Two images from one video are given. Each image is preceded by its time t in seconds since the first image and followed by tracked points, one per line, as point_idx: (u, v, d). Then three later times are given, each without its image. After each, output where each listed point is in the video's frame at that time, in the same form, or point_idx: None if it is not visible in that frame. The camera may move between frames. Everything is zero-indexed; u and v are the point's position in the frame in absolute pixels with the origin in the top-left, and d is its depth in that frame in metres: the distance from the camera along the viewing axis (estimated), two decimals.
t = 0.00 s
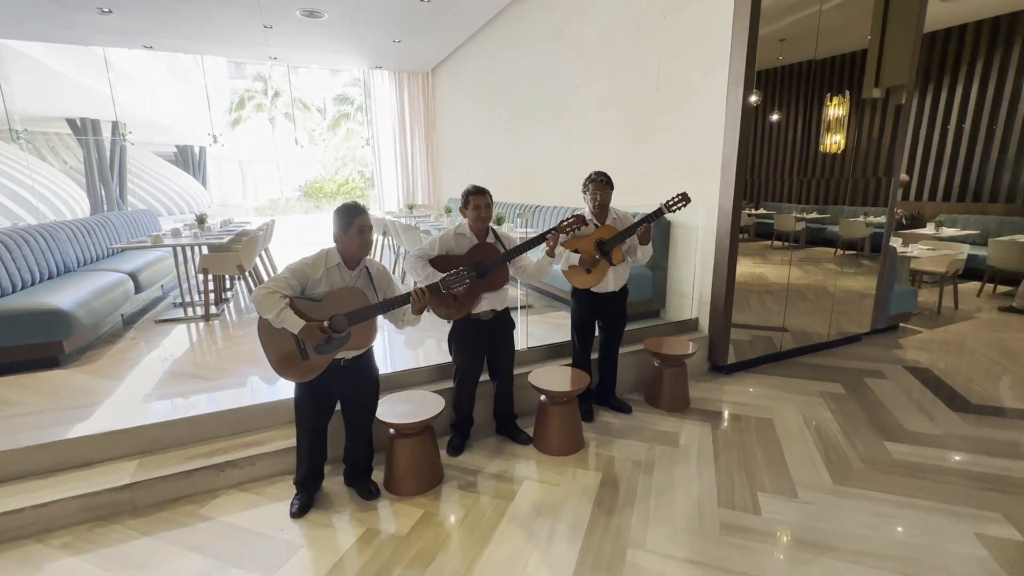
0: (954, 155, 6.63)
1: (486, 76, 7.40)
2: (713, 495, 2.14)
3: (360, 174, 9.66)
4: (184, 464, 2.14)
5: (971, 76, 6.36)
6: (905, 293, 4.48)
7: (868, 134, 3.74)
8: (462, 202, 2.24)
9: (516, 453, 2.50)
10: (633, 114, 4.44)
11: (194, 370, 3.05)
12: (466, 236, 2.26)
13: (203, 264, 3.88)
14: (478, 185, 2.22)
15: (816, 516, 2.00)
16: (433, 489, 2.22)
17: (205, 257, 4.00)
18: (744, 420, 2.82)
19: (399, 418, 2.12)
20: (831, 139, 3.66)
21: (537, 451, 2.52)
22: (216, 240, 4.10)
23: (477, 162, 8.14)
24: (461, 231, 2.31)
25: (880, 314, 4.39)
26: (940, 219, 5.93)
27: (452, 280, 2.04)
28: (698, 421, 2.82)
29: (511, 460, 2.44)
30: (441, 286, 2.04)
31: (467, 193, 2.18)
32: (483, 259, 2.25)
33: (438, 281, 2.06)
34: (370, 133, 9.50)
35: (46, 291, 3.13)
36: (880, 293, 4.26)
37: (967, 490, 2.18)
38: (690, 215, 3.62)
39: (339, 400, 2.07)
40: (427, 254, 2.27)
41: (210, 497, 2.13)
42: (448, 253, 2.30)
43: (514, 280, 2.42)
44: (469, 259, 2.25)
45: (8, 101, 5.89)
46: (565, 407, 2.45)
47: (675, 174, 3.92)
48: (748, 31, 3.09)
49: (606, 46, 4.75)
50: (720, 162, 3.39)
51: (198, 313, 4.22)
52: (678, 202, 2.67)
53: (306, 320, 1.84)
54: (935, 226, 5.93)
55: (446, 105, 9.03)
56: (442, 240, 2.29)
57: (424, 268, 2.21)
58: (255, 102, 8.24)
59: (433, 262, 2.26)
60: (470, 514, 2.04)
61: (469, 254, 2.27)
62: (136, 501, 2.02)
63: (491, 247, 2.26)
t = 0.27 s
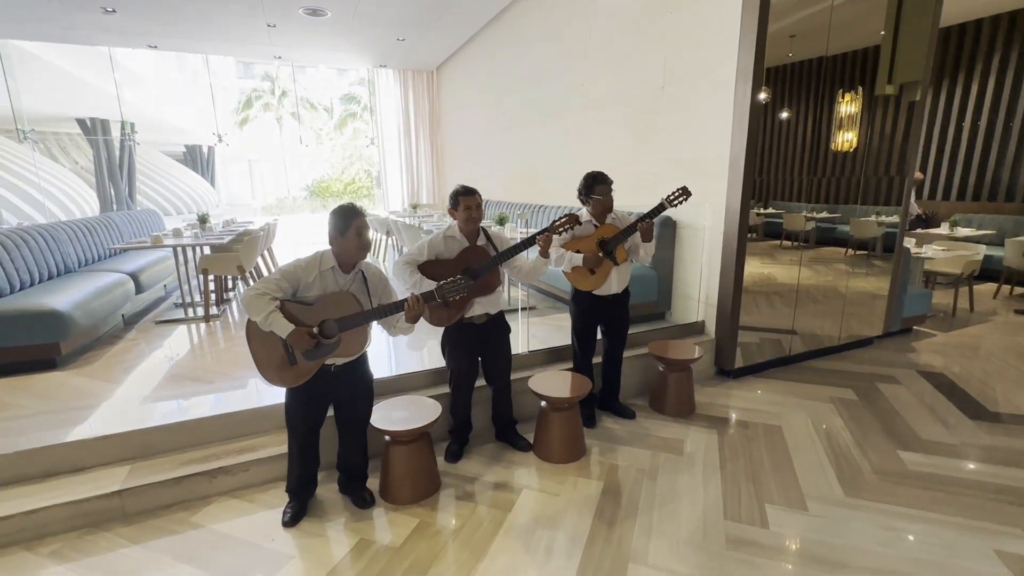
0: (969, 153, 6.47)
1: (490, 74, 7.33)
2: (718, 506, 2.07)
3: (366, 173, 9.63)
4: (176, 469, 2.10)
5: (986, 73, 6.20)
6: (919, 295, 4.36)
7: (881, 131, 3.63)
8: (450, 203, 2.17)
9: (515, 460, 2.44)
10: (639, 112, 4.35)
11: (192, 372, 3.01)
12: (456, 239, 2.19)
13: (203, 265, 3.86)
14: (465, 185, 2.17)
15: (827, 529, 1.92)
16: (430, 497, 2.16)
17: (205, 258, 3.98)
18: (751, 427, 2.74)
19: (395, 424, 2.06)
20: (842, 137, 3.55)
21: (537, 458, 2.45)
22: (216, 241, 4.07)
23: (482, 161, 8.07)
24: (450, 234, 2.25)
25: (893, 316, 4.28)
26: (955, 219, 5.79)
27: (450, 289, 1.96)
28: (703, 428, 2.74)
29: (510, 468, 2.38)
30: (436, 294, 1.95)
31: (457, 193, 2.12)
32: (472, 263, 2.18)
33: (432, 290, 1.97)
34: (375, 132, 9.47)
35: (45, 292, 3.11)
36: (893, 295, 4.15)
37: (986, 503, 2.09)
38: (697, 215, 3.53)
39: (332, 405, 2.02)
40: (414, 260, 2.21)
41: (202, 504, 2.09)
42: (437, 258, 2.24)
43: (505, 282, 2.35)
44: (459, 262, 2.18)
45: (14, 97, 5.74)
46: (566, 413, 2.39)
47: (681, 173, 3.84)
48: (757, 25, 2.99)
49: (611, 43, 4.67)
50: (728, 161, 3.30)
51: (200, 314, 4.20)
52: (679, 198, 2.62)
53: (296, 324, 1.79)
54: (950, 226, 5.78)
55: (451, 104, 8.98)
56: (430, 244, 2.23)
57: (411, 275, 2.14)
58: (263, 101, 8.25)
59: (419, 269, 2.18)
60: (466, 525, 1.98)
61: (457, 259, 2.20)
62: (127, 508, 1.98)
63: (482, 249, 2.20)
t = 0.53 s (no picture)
0: (990, 149, 6.28)
1: (496, 71, 7.28)
2: (721, 513, 2.00)
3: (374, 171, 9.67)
4: (172, 469, 2.09)
5: (1008, 66, 6.00)
6: (935, 295, 4.24)
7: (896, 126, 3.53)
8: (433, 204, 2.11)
9: (514, 464, 2.39)
10: (645, 108, 4.27)
11: (193, 371, 3.01)
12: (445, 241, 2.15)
13: (207, 264, 3.88)
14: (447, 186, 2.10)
15: (834, 540, 1.85)
16: (426, 501, 2.13)
17: (209, 257, 3.98)
18: (758, 431, 2.66)
19: (392, 427, 2.03)
20: (854, 132, 3.45)
21: (537, 462, 2.41)
22: (220, 240, 4.08)
23: (488, 159, 8.02)
24: (435, 237, 2.20)
25: (908, 317, 4.15)
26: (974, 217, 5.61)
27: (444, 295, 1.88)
28: (708, 431, 2.67)
29: (509, 471, 2.33)
30: (432, 299, 1.88)
31: (439, 194, 2.07)
32: (456, 267, 2.13)
33: (427, 294, 1.90)
34: (382, 131, 9.47)
35: (49, 290, 3.13)
36: (908, 295, 4.03)
37: (1004, 514, 2.00)
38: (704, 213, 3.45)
39: (327, 408, 1.99)
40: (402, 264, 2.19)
41: (198, 504, 2.07)
42: (423, 261, 2.20)
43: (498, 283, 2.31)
44: (445, 265, 2.13)
45: (30, 102, 6.10)
46: (568, 417, 2.34)
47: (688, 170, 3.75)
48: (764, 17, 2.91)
49: (617, 38, 4.59)
50: (735, 157, 3.22)
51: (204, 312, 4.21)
52: (682, 195, 2.57)
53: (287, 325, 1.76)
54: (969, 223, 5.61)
55: (457, 101, 8.93)
56: (415, 248, 2.18)
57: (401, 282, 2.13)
58: (275, 100, 8.34)
59: (407, 274, 2.18)
60: (461, 531, 1.94)
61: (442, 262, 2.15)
62: (123, 508, 1.98)
63: (471, 251, 2.15)
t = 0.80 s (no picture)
0: (1009, 143, 6.09)
1: (501, 67, 7.23)
2: (718, 517, 1.95)
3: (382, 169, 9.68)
4: (165, 466, 2.09)
5: None
6: (949, 293, 4.12)
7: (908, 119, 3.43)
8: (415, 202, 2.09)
9: (509, 464, 2.36)
10: (649, 102, 4.20)
11: (192, 367, 3.02)
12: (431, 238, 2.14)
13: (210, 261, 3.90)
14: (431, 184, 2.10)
15: (834, 546, 1.79)
16: (418, 501, 2.11)
17: (211, 253, 4.00)
18: (760, 432, 2.60)
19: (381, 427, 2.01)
20: (863, 126, 3.35)
21: (533, 462, 2.37)
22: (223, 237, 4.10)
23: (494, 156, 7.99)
24: (420, 236, 2.19)
25: (920, 315, 4.05)
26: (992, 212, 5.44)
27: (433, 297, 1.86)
28: (708, 432, 2.62)
29: (502, 471, 2.30)
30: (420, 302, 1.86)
31: (424, 192, 2.05)
32: (443, 266, 2.13)
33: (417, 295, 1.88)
34: (389, 128, 9.48)
35: (53, 287, 3.17)
36: (920, 293, 3.92)
37: (1015, 522, 1.92)
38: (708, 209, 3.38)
39: (317, 406, 1.98)
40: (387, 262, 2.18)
41: (190, 501, 2.08)
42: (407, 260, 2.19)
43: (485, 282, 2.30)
44: (430, 264, 2.12)
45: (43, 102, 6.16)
46: (562, 418, 2.30)
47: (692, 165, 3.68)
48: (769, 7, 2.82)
49: (621, 31, 4.51)
50: (739, 152, 3.14)
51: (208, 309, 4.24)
52: (678, 192, 2.52)
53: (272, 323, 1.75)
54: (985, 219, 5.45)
55: (464, 97, 8.90)
56: (398, 246, 2.18)
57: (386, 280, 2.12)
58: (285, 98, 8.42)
59: (392, 273, 2.16)
60: (452, 532, 1.91)
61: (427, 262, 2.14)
62: (115, 504, 1.98)
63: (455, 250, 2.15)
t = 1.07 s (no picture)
0: None
1: (505, 65, 7.21)
2: (707, 522, 1.92)
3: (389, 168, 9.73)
4: (157, 463, 2.12)
5: None
6: (960, 293, 4.02)
7: (914, 115, 3.34)
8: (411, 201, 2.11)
9: (498, 464, 2.36)
10: (649, 100, 4.15)
11: (191, 365, 3.06)
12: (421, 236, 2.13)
13: (212, 261, 3.94)
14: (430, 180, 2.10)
15: (824, 553, 1.75)
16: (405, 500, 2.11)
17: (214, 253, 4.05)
18: (755, 435, 2.56)
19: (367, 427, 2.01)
20: (866, 122, 3.26)
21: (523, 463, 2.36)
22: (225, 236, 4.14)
23: (498, 154, 7.98)
24: (413, 233, 2.18)
25: (928, 316, 3.95)
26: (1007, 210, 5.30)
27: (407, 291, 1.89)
28: (702, 434, 2.58)
29: (491, 472, 2.30)
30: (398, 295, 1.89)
31: (421, 188, 2.05)
32: (433, 266, 2.10)
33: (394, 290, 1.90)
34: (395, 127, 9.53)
35: (56, 287, 3.23)
36: (928, 293, 3.82)
37: (1016, 531, 1.86)
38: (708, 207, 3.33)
39: (305, 407, 1.99)
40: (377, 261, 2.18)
41: (182, 499, 2.10)
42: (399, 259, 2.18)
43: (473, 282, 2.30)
44: (420, 264, 2.10)
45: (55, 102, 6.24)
46: (550, 419, 2.28)
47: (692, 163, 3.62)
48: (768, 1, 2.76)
49: (622, 27, 4.46)
50: (738, 150, 3.09)
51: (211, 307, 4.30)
52: (664, 187, 2.45)
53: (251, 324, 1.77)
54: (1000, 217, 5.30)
55: (469, 96, 8.90)
56: (391, 243, 2.17)
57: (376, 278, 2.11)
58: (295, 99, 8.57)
59: (382, 271, 2.15)
60: (436, 533, 1.91)
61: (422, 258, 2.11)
62: (108, 500, 2.01)
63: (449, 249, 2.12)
